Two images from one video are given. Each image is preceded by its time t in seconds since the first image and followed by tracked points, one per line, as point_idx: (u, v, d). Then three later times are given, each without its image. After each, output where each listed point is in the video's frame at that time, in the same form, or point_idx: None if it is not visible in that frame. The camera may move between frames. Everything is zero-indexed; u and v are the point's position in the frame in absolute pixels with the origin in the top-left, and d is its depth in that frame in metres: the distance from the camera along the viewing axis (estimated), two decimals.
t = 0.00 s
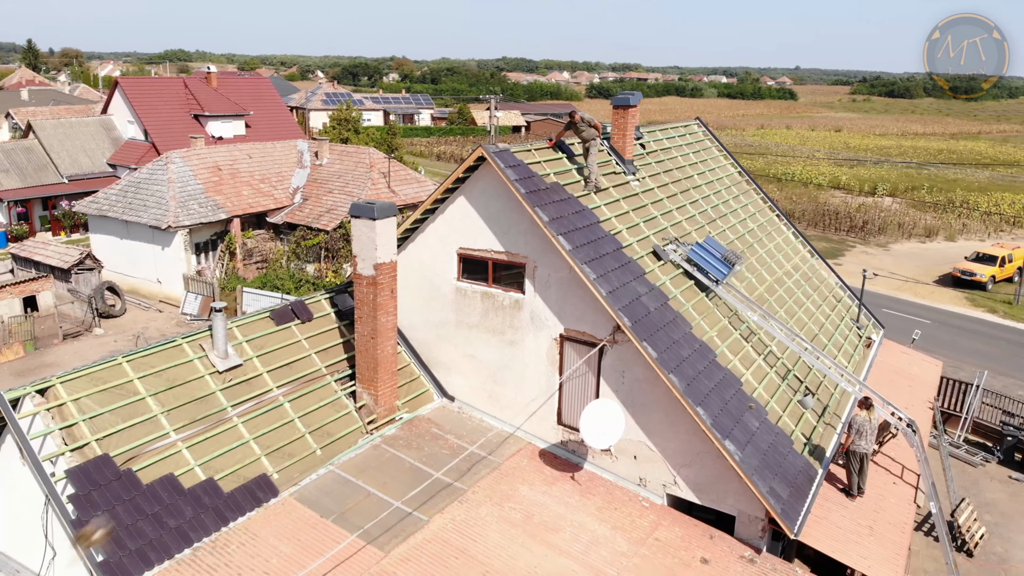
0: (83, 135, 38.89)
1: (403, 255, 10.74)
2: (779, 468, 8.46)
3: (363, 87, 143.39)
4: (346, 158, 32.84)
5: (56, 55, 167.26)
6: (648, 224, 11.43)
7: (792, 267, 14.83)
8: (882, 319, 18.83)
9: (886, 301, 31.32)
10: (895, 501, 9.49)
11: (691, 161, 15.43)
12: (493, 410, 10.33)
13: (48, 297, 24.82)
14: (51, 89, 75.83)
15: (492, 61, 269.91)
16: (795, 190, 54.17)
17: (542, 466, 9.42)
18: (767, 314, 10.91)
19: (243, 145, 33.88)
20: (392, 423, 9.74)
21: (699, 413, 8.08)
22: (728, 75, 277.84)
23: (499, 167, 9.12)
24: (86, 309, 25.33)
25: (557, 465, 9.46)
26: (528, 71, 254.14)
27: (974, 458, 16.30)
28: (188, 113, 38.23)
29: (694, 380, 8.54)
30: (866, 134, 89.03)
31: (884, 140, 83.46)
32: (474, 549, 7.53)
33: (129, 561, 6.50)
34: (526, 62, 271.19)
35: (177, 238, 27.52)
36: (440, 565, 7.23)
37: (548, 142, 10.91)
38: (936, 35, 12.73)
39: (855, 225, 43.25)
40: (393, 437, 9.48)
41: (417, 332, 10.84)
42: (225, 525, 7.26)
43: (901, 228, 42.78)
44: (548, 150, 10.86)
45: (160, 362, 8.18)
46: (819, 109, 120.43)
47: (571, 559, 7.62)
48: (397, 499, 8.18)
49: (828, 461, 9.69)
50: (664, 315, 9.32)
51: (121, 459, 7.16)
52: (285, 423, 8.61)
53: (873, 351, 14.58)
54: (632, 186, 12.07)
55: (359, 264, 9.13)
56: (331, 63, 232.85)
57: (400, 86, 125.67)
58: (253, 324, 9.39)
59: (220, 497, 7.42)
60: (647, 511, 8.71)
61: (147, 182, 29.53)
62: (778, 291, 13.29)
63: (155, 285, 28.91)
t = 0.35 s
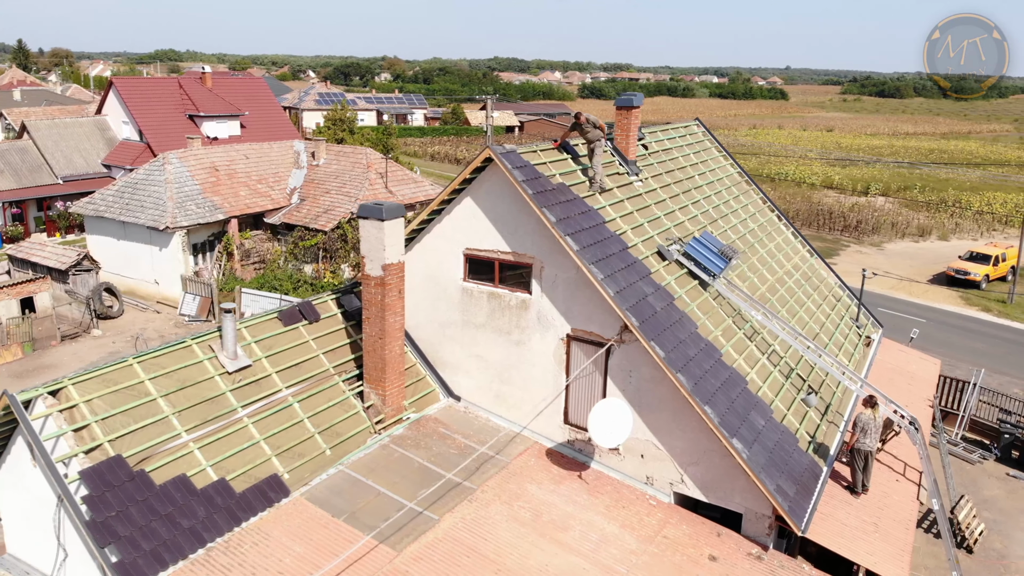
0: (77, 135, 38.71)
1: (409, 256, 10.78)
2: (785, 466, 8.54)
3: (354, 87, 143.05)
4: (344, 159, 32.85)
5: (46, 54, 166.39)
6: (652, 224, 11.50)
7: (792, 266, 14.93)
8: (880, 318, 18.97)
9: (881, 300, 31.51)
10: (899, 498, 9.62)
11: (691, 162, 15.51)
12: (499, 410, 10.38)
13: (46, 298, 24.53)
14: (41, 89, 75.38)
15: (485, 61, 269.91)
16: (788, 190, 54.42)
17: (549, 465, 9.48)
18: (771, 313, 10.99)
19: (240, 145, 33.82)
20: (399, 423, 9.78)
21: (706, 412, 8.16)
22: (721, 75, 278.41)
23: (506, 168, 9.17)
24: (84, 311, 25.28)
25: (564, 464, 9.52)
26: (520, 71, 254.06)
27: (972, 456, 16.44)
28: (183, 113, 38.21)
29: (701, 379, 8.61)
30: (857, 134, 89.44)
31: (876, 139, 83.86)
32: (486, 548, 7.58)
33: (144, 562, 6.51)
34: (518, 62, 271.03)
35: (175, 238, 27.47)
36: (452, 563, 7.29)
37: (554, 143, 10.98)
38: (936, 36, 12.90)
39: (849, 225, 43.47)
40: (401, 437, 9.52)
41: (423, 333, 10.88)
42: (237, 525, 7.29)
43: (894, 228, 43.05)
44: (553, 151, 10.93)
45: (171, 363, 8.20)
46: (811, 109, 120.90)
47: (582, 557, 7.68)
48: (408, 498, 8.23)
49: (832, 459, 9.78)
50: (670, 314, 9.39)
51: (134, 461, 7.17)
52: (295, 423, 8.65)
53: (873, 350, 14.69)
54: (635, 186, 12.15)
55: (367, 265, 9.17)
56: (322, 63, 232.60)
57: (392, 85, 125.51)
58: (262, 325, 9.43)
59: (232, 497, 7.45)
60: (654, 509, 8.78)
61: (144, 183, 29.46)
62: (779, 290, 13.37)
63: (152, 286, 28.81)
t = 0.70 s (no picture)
0: (72, 136, 38.54)
1: (416, 257, 10.83)
2: (792, 465, 8.63)
3: (345, 87, 142.74)
4: (341, 159, 32.88)
5: (36, 54, 165.50)
6: (656, 225, 11.58)
7: (793, 267, 15.04)
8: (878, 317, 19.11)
9: (876, 300, 31.72)
10: (902, 496, 9.74)
11: (692, 163, 15.60)
12: (506, 410, 10.44)
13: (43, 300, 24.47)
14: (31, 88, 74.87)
15: (477, 61, 269.46)
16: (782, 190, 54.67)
17: (557, 464, 9.54)
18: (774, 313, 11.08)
19: (237, 146, 33.77)
20: (407, 423, 9.83)
21: (714, 412, 8.23)
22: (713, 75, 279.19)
23: (514, 171, 9.22)
24: (82, 312, 25.21)
25: (571, 464, 9.59)
26: (512, 71, 254.16)
27: (970, 454, 16.60)
28: (178, 113, 38.14)
29: (708, 379, 8.69)
30: (849, 134, 89.90)
31: (867, 139, 84.37)
32: (498, 547, 7.65)
33: (160, 564, 6.54)
34: (511, 62, 271.21)
35: (173, 240, 27.41)
36: (465, 562, 7.35)
37: (559, 145, 11.06)
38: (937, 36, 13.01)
39: (843, 225, 43.72)
40: (409, 437, 9.57)
41: (429, 334, 10.93)
42: (250, 527, 7.33)
43: (888, 228, 43.31)
44: (559, 153, 11.00)
45: (182, 365, 8.23)
46: (802, 109, 121.43)
47: (592, 556, 7.75)
48: (418, 498, 8.28)
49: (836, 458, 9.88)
50: (676, 315, 9.47)
51: (147, 463, 7.19)
52: (305, 424, 8.69)
53: (873, 350, 14.82)
54: (639, 187, 12.23)
55: (376, 267, 9.21)
56: (314, 63, 232.05)
57: (385, 85, 125.32)
58: (271, 326, 9.47)
59: (245, 498, 7.49)
60: (662, 508, 8.85)
61: (141, 184, 29.38)
62: (781, 290, 13.47)
63: (150, 287, 28.71)
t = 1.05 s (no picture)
0: (67, 137, 38.40)
1: (422, 259, 10.89)
2: (797, 466, 8.73)
3: (338, 87, 142.46)
4: (338, 161, 32.94)
5: (26, 53, 164.62)
6: (659, 227, 11.68)
7: (793, 268, 15.16)
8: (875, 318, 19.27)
9: (870, 300, 31.93)
10: (904, 495, 9.84)
11: (693, 165, 15.71)
12: (511, 411, 10.52)
13: (41, 301, 24.23)
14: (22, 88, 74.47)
15: (470, 61, 269.47)
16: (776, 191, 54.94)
17: (563, 466, 9.62)
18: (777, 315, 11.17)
19: (234, 147, 33.72)
20: (414, 425, 9.88)
21: (721, 413, 8.32)
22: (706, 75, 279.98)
23: (521, 174, 9.30)
24: (80, 314, 25.12)
25: (578, 465, 9.67)
26: (505, 71, 254.25)
27: (967, 453, 16.76)
28: (174, 114, 38.09)
29: (713, 380, 8.78)
30: (841, 134, 90.41)
31: (859, 140, 84.88)
32: (508, 549, 7.72)
33: (174, 567, 6.56)
34: (503, 62, 271.10)
35: (171, 241, 27.36)
36: (475, 564, 7.42)
37: (564, 148, 11.15)
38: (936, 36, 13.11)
39: (837, 225, 43.97)
40: (416, 439, 9.62)
41: (435, 336, 11.00)
42: (263, 529, 7.38)
43: (882, 228, 43.60)
44: (563, 156, 11.09)
45: (191, 368, 8.26)
46: (794, 109, 122.13)
47: (602, 557, 7.83)
48: (427, 501, 8.34)
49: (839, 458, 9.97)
50: (681, 317, 9.56)
51: (160, 466, 7.22)
52: (314, 427, 8.74)
53: (871, 351, 14.98)
54: (642, 190, 12.32)
55: (383, 270, 9.26)
56: (306, 63, 231.63)
57: (378, 85, 125.16)
58: (279, 329, 9.52)
59: (257, 502, 7.53)
60: (668, 509, 8.94)
61: (139, 186, 29.31)
62: (782, 291, 13.58)
63: (148, 289, 28.63)
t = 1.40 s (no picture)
0: (62, 139, 38.24)
1: (426, 263, 10.94)
2: (799, 466, 8.82)
3: (330, 87, 142.11)
4: (334, 162, 32.93)
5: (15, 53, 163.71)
6: (661, 230, 11.76)
7: (792, 270, 15.28)
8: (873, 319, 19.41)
9: (865, 301, 32.12)
10: (904, 495, 9.95)
11: (693, 168, 15.82)
12: (515, 414, 10.58)
13: (36, 304, 24.35)
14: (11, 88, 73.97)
15: (463, 61, 269.45)
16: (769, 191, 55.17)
17: (567, 468, 9.69)
18: (778, 317, 11.27)
19: (230, 149, 33.64)
20: (419, 428, 9.92)
21: (725, 415, 8.40)
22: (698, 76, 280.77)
23: (526, 179, 9.37)
24: (78, 317, 25.04)
25: (582, 467, 9.74)
26: (497, 71, 254.09)
27: (963, 453, 16.93)
28: (168, 116, 38.01)
29: (718, 383, 8.85)
30: (832, 135, 90.85)
31: (850, 140, 85.36)
32: (516, 551, 7.78)
33: (186, 571, 6.60)
34: (495, 62, 271.17)
35: (168, 243, 27.29)
36: (484, 567, 7.48)
37: (566, 152, 11.21)
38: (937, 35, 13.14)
39: (830, 226, 44.20)
40: (422, 442, 9.67)
41: (439, 339, 11.05)
42: (272, 533, 7.41)
43: (875, 229, 43.85)
44: (566, 160, 11.16)
45: (199, 373, 8.30)
46: (785, 110, 122.61)
47: (609, 558, 7.90)
48: (434, 503, 8.39)
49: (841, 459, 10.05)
50: (685, 320, 9.64)
51: (170, 471, 7.25)
52: (321, 431, 8.78)
53: (869, 351, 15.11)
54: (643, 193, 12.40)
55: (389, 274, 9.31)
56: (297, 63, 231.12)
57: (370, 85, 124.94)
58: (285, 333, 9.56)
59: (266, 505, 7.56)
60: (673, 510, 9.02)
61: (135, 188, 29.23)
62: (782, 293, 13.67)
63: (145, 291, 28.57)
